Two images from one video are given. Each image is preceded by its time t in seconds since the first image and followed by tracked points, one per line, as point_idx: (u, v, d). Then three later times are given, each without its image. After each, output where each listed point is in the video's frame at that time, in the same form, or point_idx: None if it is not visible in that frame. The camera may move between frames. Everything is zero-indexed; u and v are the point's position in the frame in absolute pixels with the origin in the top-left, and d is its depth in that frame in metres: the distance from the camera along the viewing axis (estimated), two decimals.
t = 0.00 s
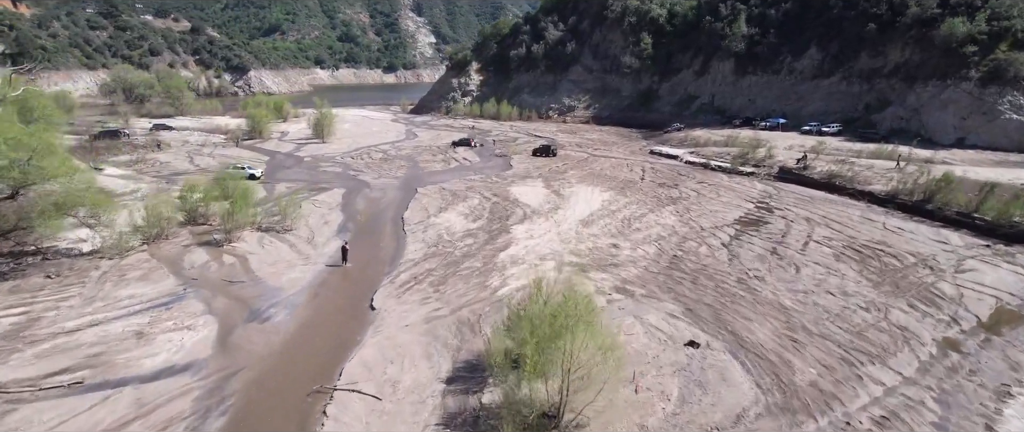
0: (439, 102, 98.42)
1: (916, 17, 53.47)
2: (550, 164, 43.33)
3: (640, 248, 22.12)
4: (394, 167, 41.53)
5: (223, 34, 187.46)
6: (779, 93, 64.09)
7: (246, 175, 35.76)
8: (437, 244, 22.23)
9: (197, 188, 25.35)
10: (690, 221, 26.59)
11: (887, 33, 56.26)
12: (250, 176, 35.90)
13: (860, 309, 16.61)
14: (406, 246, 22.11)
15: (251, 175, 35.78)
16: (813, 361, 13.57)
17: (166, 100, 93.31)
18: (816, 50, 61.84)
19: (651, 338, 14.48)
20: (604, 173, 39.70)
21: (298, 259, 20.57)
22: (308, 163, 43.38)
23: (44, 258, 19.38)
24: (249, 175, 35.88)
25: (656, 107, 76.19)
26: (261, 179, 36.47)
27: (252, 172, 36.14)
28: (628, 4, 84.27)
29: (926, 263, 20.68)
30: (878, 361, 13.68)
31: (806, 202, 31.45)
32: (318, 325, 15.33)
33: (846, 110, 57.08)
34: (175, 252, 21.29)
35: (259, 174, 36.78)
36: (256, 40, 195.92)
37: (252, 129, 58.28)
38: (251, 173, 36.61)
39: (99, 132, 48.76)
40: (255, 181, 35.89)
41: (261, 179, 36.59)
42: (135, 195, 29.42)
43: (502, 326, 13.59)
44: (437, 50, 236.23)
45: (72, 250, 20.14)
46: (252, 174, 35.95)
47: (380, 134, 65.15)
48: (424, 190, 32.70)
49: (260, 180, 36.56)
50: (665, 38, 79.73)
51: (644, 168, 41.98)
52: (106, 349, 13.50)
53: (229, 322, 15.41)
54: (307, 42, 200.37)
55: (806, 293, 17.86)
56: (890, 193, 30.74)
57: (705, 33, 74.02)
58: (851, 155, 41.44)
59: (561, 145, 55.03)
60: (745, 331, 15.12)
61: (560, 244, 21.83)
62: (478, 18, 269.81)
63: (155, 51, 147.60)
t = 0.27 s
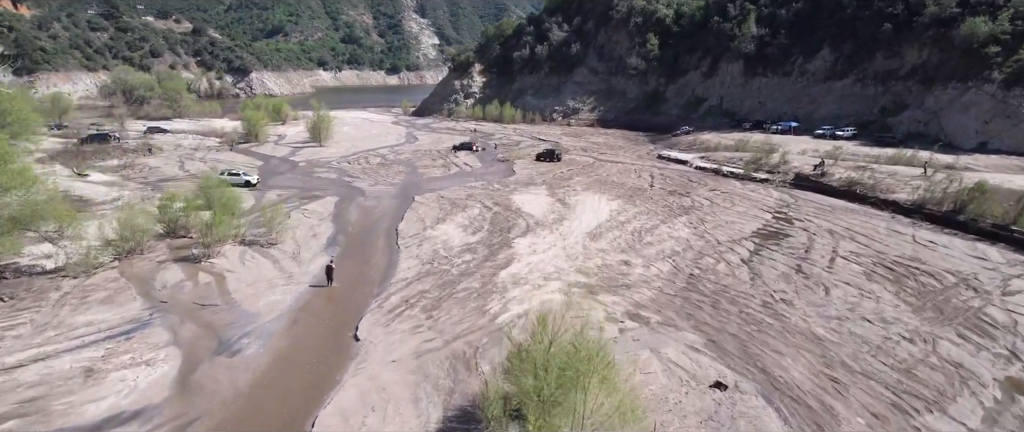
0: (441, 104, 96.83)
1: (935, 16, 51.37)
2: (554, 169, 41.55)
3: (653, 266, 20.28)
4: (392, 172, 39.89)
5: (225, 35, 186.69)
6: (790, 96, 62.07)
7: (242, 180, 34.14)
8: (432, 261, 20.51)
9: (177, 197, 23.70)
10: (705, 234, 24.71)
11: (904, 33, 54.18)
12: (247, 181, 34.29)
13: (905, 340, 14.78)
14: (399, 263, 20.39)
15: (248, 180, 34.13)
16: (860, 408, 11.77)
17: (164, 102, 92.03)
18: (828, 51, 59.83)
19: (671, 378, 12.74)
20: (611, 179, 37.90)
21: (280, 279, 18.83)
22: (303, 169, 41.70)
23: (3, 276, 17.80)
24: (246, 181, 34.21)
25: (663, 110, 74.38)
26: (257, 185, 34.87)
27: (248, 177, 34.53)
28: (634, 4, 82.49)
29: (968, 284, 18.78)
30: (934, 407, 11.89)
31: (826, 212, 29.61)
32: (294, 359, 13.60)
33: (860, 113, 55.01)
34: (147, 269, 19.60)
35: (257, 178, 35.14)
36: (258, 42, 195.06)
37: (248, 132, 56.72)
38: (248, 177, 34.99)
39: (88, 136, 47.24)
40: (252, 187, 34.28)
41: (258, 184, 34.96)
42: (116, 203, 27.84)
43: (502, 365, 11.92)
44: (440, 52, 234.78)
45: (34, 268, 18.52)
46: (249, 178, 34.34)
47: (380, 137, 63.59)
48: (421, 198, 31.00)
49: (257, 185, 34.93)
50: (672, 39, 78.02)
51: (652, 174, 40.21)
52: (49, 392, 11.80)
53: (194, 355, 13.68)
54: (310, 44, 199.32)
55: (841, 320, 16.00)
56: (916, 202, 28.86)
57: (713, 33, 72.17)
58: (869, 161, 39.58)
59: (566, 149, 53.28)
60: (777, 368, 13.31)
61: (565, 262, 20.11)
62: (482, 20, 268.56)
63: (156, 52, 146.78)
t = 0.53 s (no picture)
0: (441, 106, 95.22)
1: (951, 16, 49.08)
2: (556, 176, 39.86)
3: (665, 287, 18.48)
4: (388, 179, 38.22)
5: (225, 36, 185.59)
6: (799, 99, 60.18)
7: (235, 188, 32.59)
8: (423, 281, 18.69)
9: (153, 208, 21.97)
10: (720, 249, 22.90)
11: (918, 34, 52.03)
12: (240, 189, 32.75)
13: (958, 381, 12.93)
14: (387, 284, 18.60)
15: (240, 188, 32.57)
16: None
17: (160, 105, 90.65)
18: (839, 52, 57.95)
19: None
20: (617, 186, 36.14)
21: (255, 303, 17.09)
22: (295, 175, 40.08)
23: None
24: (238, 188, 32.64)
25: (667, 113, 72.62)
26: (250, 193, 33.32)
27: (241, 184, 33.00)
28: (637, 4, 80.68)
29: (1016, 308, 16.90)
30: None
31: (847, 223, 27.77)
32: (260, 405, 11.81)
33: (872, 116, 53.02)
34: (111, 291, 17.87)
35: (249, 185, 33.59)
36: (259, 43, 193.92)
37: (241, 136, 55.11)
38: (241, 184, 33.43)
39: (72, 141, 45.70)
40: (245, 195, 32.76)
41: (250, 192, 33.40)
42: (90, 214, 26.24)
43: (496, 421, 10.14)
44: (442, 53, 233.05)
45: None
46: (242, 186, 32.79)
47: (378, 141, 61.94)
48: (416, 209, 29.27)
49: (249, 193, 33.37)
50: (677, 40, 76.36)
51: (659, 181, 38.48)
52: None
53: (145, 400, 11.91)
54: (310, 45, 198.05)
55: (881, 354, 14.18)
56: (943, 212, 26.93)
57: (719, 34, 70.38)
58: (887, 168, 37.71)
59: (568, 154, 51.63)
60: (816, 418, 11.50)
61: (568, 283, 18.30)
62: (483, 21, 267.05)
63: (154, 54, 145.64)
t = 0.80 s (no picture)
0: (440, 109, 93.60)
1: (967, 16, 47.41)
2: (557, 182, 38.13)
3: (680, 313, 16.67)
4: (381, 186, 36.51)
5: (224, 38, 184.28)
6: (808, 102, 58.41)
7: (227, 197, 31.11)
8: (412, 306, 16.86)
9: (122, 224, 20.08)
10: (737, 266, 21.08)
11: (933, 35, 50.29)
12: (233, 198, 31.27)
13: None
14: (371, 309, 16.78)
15: (234, 197, 31.15)
16: None
17: (154, 107, 89.16)
18: (849, 54, 56.17)
19: None
20: (621, 194, 34.34)
21: (224, 331, 15.32)
22: (285, 182, 38.42)
23: None
24: (231, 197, 31.18)
25: (672, 116, 70.89)
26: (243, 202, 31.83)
27: (234, 193, 31.55)
28: (640, 4, 79.03)
29: None
30: None
31: (870, 235, 25.92)
32: None
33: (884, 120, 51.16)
34: (65, 316, 16.09)
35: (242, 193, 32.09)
36: (258, 45, 192.56)
37: (232, 141, 53.74)
38: (234, 192, 31.93)
39: (55, 145, 44.32)
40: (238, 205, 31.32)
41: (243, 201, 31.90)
42: (60, 226, 24.60)
43: None
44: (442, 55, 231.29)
45: None
46: (235, 194, 31.34)
47: (374, 145, 60.23)
48: (409, 219, 27.51)
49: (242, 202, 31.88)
50: (681, 41, 74.83)
51: (666, 188, 36.72)
52: None
53: None
54: (310, 47, 196.64)
55: (933, 397, 12.37)
56: (974, 224, 25.04)
57: (725, 35, 68.69)
58: (906, 175, 35.91)
59: (570, 159, 49.95)
60: None
61: (572, 310, 16.47)
62: (484, 23, 265.59)
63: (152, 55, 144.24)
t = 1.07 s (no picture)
0: (439, 111, 91.93)
1: (984, 15, 45.67)
2: (559, 189, 36.41)
3: (698, 344, 14.93)
4: (374, 194, 34.76)
5: (222, 39, 182.84)
6: (817, 104, 56.69)
7: (216, 206, 29.17)
8: (397, 337, 15.10)
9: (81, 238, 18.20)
10: (755, 287, 19.33)
11: (948, 35, 48.56)
12: (222, 207, 29.32)
13: None
14: (353, 340, 15.01)
15: (223, 207, 29.20)
16: None
17: (148, 109, 87.56)
18: (859, 55, 54.46)
19: None
20: (626, 202, 32.58)
21: (183, 367, 13.59)
22: (275, 188, 36.72)
23: None
24: (221, 207, 29.24)
25: (675, 119, 69.19)
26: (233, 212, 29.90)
27: (224, 202, 29.64)
28: (643, 4, 77.40)
29: None
30: None
31: (895, 248, 24.13)
32: None
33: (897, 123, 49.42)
34: (6, 348, 14.34)
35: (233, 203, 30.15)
36: (256, 47, 191.05)
37: (222, 146, 52.58)
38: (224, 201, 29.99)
39: (35, 150, 42.87)
40: (227, 215, 29.37)
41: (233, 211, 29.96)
42: (24, 239, 22.95)
43: None
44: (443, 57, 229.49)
45: None
46: (225, 204, 29.43)
47: (369, 149, 58.52)
48: (401, 231, 25.77)
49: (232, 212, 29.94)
50: (685, 42, 73.20)
51: (673, 196, 34.97)
52: None
53: None
54: (309, 48, 195.19)
55: None
56: (1007, 237, 23.26)
57: (730, 36, 67.04)
58: (925, 182, 34.13)
59: (571, 164, 48.27)
60: None
61: (577, 341, 14.74)
62: (485, 25, 264.00)
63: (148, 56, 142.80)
